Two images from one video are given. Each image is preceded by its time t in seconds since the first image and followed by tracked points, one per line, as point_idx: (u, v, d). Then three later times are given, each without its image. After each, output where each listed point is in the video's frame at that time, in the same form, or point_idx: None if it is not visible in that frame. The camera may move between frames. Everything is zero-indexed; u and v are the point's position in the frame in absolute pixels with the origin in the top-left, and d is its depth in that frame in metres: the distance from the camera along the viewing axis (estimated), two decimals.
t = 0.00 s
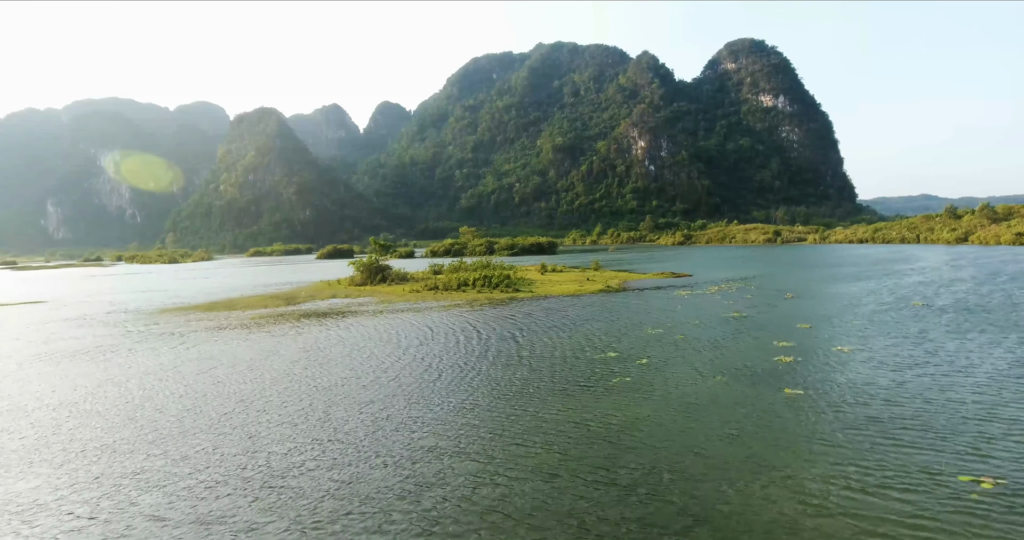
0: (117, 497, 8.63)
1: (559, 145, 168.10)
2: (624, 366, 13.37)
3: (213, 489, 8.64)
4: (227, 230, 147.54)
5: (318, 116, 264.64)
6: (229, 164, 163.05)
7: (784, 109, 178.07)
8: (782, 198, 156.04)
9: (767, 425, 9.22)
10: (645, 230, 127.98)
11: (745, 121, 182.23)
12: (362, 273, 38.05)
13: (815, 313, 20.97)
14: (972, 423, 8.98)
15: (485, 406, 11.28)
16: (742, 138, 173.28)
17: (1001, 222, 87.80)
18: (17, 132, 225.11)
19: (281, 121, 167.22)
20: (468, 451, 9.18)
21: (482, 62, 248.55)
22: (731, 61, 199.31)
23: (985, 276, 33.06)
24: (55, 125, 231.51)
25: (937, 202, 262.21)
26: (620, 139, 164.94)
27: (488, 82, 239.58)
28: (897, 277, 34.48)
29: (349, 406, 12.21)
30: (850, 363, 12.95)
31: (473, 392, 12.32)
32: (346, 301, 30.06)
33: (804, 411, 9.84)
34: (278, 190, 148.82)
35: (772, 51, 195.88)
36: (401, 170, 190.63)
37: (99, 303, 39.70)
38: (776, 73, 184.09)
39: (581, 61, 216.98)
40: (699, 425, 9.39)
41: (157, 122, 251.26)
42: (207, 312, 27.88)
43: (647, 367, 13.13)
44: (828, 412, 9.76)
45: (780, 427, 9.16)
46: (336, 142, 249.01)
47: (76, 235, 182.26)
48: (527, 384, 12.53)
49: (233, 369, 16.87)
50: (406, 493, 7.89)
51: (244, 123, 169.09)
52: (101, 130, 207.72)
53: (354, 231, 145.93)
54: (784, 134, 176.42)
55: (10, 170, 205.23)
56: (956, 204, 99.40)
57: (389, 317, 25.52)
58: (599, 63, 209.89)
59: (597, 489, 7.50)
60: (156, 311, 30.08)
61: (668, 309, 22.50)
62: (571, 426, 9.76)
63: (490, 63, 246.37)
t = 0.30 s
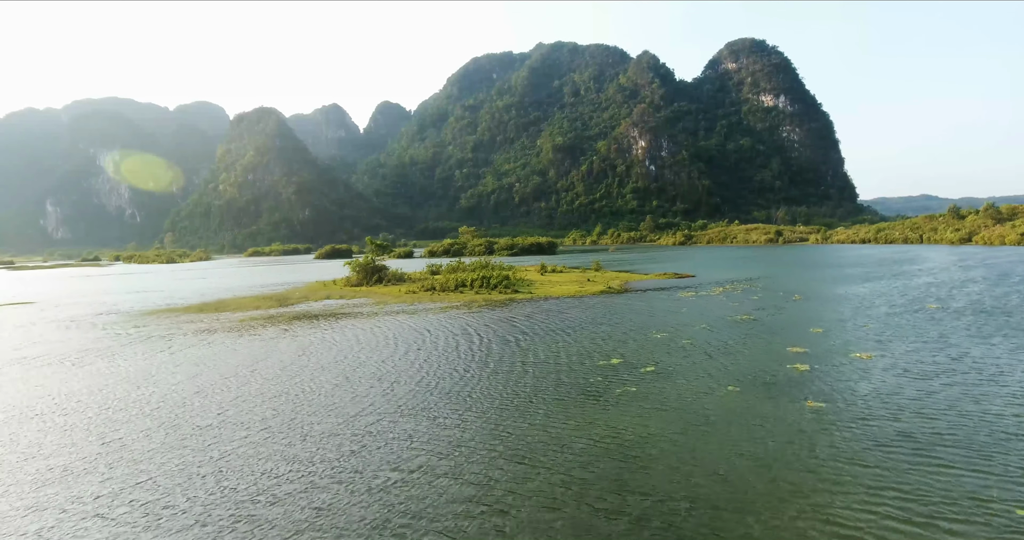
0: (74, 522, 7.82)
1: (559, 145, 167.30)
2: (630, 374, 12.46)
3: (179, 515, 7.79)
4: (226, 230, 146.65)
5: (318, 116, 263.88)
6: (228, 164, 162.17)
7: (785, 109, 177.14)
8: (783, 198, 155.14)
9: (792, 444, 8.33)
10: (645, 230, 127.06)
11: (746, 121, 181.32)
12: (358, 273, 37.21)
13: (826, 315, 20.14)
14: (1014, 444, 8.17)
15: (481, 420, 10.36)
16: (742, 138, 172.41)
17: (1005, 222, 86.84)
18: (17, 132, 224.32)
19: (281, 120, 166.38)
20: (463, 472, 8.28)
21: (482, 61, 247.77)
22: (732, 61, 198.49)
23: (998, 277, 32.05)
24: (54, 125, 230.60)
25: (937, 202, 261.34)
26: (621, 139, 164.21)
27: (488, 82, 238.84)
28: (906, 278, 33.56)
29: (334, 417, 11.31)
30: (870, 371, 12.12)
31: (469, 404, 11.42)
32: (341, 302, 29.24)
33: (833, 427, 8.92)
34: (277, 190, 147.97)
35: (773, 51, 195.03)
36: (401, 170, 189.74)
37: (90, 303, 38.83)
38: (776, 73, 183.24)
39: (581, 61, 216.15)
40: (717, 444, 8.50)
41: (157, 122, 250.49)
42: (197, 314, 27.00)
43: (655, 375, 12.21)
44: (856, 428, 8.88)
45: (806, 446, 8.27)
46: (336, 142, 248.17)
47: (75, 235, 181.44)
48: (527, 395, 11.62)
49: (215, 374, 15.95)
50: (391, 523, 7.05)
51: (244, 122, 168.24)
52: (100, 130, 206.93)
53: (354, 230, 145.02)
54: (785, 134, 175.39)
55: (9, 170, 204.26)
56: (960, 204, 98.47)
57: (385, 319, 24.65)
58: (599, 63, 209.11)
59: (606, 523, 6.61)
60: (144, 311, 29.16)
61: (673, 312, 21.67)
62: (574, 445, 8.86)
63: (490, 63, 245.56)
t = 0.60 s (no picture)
0: None
1: (559, 145, 166.33)
2: (637, 385, 11.53)
3: None
4: (225, 229, 145.64)
5: (318, 116, 263.05)
6: (227, 163, 161.21)
7: (786, 108, 176.27)
8: (784, 198, 154.16)
9: (827, 470, 7.39)
10: (645, 230, 126.03)
11: (747, 121, 180.33)
12: (352, 274, 36.26)
13: (840, 318, 19.17)
14: None
15: (477, 438, 9.43)
16: (743, 138, 171.52)
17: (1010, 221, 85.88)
18: (17, 132, 223.39)
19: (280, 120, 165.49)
20: (456, 501, 7.37)
21: (482, 61, 246.89)
22: (733, 61, 197.66)
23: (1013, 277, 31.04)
24: (54, 125, 229.62)
25: (938, 202, 260.37)
26: (621, 138, 163.47)
27: (488, 81, 238.13)
28: (917, 278, 32.53)
29: (318, 434, 10.31)
30: (899, 380, 11.17)
31: (463, 419, 10.47)
32: (334, 304, 28.28)
33: (867, 449, 7.99)
34: (276, 189, 146.98)
35: (773, 50, 194.31)
36: (401, 170, 188.81)
37: (80, 305, 37.84)
38: (777, 72, 182.39)
39: (581, 61, 215.32)
40: (740, 471, 7.55)
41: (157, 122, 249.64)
42: (185, 316, 25.99)
43: (664, 387, 11.28)
44: (894, 449, 7.94)
45: (843, 472, 7.32)
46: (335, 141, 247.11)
47: (74, 234, 180.26)
48: (526, 409, 10.65)
49: (192, 382, 14.90)
50: None
51: (243, 122, 167.16)
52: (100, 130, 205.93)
53: (354, 230, 144.07)
54: (786, 133, 174.35)
55: (8, 169, 203.29)
56: (963, 204, 97.59)
57: (379, 322, 23.70)
58: (599, 63, 208.26)
59: None
60: (130, 314, 28.15)
61: (679, 315, 20.71)
62: (579, 469, 7.96)
63: (490, 62, 244.71)
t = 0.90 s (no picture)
0: None
1: (559, 145, 165.51)
2: (646, 397, 10.74)
3: None
4: (224, 229, 144.68)
5: (317, 116, 262.26)
6: (226, 163, 160.39)
7: (787, 108, 175.43)
8: (785, 198, 153.26)
9: (868, 500, 6.65)
10: (646, 230, 125.19)
11: (747, 121, 179.48)
12: (349, 274, 35.44)
13: (852, 322, 18.43)
14: None
15: (479, 458, 8.68)
16: (743, 137, 170.78)
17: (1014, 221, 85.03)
18: (16, 131, 222.42)
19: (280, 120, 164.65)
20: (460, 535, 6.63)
21: (482, 61, 246.11)
22: (733, 60, 196.91)
23: None
24: (53, 125, 228.67)
25: (938, 202, 259.65)
26: (621, 138, 162.80)
27: (488, 81, 237.41)
28: (927, 279, 31.74)
29: (306, 453, 9.53)
30: (929, 391, 10.42)
31: (462, 435, 9.68)
32: (329, 306, 27.46)
33: (910, 473, 7.24)
34: (276, 190, 146.14)
35: (774, 50, 193.55)
36: (401, 170, 187.98)
37: (71, 306, 36.92)
38: (778, 72, 181.57)
39: (582, 60, 214.50)
40: (770, 499, 6.83)
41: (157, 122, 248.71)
42: (175, 318, 25.16)
43: (676, 399, 10.52)
44: (940, 474, 7.20)
45: (886, 502, 6.59)
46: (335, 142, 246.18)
47: (73, 234, 179.14)
48: (528, 424, 9.86)
49: (172, 392, 13.98)
50: None
51: (242, 121, 166.33)
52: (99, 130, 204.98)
53: (354, 230, 143.29)
54: (787, 133, 173.46)
55: (8, 170, 202.42)
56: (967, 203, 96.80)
57: (375, 325, 22.89)
58: (599, 63, 207.45)
59: None
60: (119, 316, 27.31)
61: (685, 318, 19.85)
62: (593, 497, 7.20)
63: (490, 62, 243.96)
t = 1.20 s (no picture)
0: None
1: (560, 145, 164.70)
2: (656, 411, 9.85)
3: None
4: (223, 228, 143.44)
5: (317, 116, 261.34)
6: (225, 163, 159.50)
7: (788, 108, 174.55)
8: (786, 197, 152.24)
9: None
10: (647, 230, 124.27)
11: (748, 120, 178.47)
12: (344, 275, 34.55)
13: (867, 326, 17.52)
14: None
15: (473, 483, 7.84)
16: (744, 137, 169.88)
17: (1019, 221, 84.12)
18: (16, 131, 221.35)
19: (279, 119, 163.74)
20: None
21: (482, 60, 245.20)
22: (734, 59, 195.92)
23: None
24: (53, 124, 227.65)
25: (937, 202, 259.06)
26: (622, 137, 162.06)
27: (488, 81, 236.62)
28: (937, 280, 30.80)
29: (281, 480, 8.61)
30: (964, 404, 9.57)
31: (456, 456, 8.82)
32: (322, 308, 26.50)
33: (969, 507, 6.36)
34: (276, 189, 145.28)
35: (774, 50, 192.61)
36: (401, 169, 187.18)
37: (60, 308, 35.92)
38: (779, 71, 180.57)
39: (582, 60, 213.75)
40: (803, 534, 6.03)
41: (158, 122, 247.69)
42: (162, 320, 24.23)
43: (687, 413, 9.66)
44: (997, 505, 6.36)
45: None
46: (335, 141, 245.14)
47: (72, 234, 178.31)
48: (528, 443, 9.00)
49: (145, 405, 13.00)
50: None
51: (242, 121, 165.37)
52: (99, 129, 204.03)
53: (354, 230, 142.48)
54: (788, 132, 172.45)
55: (7, 170, 201.55)
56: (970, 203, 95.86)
57: (368, 327, 21.99)
58: (600, 62, 206.65)
59: None
60: (105, 318, 26.36)
61: (690, 321, 18.95)
62: (603, 534, 6.33)
63: (490, 62, 243.18)
